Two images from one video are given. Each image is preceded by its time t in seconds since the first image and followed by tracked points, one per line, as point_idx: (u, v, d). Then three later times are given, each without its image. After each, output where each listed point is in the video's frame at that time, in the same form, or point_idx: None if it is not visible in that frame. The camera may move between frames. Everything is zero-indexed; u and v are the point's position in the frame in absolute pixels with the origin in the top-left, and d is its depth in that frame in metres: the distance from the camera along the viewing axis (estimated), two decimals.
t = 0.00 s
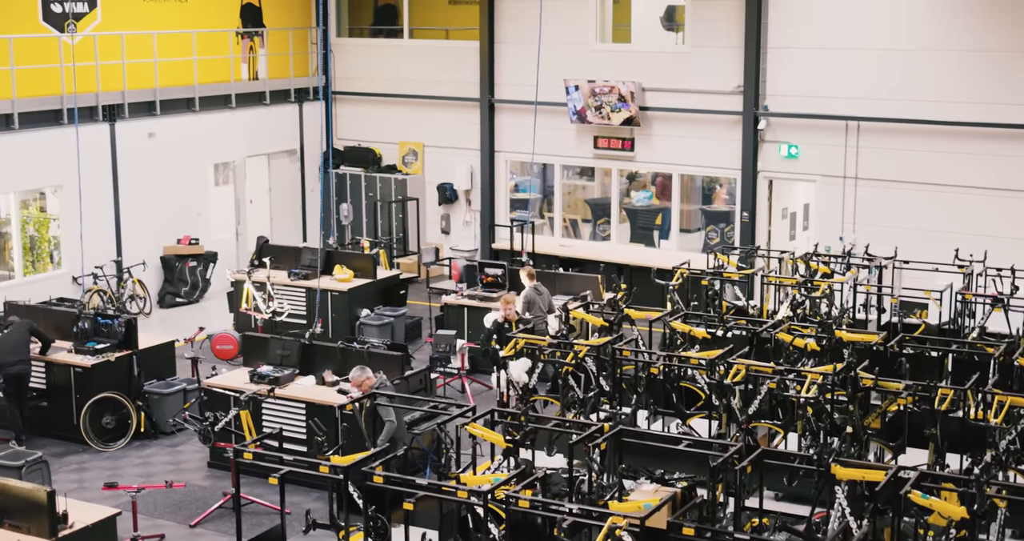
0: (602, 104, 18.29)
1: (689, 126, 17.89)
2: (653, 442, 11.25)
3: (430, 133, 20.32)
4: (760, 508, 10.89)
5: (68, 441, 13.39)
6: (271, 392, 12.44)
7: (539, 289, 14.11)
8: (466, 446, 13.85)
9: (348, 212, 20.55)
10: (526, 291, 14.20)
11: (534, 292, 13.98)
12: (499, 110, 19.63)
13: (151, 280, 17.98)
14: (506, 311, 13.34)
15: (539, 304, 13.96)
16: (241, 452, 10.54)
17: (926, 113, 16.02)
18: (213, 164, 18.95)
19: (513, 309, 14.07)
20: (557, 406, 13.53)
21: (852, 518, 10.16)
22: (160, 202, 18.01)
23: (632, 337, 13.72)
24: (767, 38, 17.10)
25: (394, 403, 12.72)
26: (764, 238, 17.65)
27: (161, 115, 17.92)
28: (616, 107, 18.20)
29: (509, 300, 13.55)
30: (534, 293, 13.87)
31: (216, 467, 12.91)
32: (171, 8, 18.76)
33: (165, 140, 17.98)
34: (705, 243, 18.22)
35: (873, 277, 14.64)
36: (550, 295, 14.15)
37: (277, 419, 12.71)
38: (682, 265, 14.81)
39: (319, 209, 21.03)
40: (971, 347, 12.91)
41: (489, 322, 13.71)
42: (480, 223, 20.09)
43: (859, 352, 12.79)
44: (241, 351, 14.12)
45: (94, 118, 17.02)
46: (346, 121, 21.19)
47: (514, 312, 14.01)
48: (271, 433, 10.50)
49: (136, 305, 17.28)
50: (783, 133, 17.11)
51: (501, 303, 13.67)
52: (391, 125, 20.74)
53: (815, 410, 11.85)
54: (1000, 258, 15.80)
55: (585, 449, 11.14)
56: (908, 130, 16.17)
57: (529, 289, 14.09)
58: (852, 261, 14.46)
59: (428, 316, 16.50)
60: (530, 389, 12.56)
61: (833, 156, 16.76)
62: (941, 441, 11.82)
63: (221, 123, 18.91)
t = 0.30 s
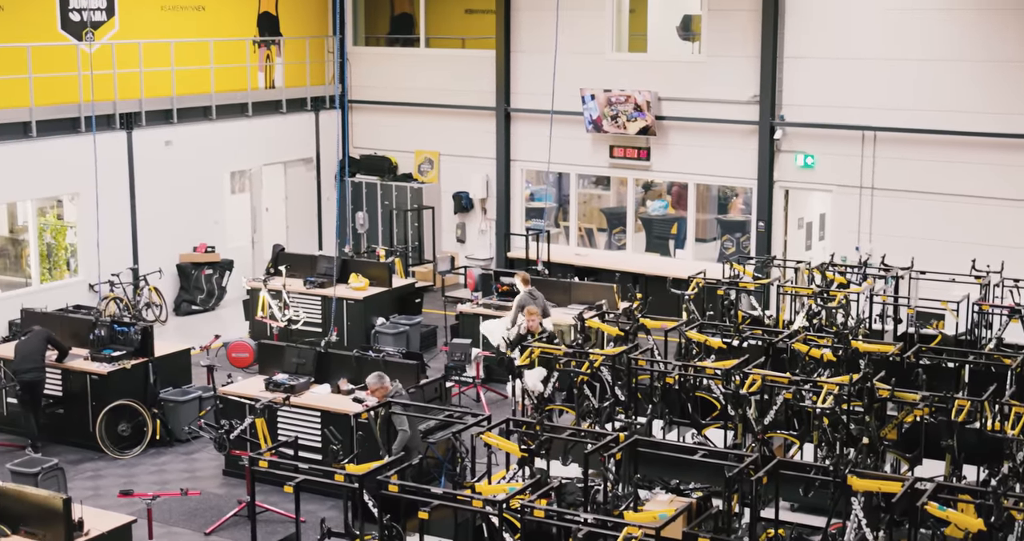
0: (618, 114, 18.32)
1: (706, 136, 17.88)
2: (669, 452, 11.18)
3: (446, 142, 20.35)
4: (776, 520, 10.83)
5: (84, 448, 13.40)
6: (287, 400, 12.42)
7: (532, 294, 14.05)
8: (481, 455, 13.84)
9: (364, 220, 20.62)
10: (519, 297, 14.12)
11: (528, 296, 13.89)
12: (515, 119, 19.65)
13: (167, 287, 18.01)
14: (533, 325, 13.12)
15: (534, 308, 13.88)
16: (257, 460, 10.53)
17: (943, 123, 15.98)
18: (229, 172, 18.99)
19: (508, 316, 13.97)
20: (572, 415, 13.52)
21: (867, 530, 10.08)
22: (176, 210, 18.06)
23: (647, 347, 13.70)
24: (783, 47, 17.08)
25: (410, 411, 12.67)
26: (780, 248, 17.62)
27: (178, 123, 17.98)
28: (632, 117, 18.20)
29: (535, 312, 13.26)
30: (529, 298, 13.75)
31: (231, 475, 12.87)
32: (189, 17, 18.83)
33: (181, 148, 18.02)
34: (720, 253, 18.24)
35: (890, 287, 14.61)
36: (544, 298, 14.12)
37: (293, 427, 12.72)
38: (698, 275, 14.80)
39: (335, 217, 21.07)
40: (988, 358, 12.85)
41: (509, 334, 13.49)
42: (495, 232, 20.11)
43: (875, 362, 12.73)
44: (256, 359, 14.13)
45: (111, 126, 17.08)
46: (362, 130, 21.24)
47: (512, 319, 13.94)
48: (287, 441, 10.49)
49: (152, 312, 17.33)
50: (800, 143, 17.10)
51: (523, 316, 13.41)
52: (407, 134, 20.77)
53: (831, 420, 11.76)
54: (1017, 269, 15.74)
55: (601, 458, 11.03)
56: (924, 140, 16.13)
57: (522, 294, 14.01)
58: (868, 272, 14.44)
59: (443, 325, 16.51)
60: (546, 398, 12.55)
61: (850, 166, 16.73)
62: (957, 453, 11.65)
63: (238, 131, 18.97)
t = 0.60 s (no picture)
0: (634, 122, 18.31)
1: (722, 144, 17.86)
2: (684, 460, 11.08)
3: (462, 150, 20.37)
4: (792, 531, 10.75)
5: (100, 454, 13.43)
6: (302, 407, 12.41)
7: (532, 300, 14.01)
8: (496, 463, 13.83)
9: (379, 227, 20.67)
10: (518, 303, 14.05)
11: (529, 304, 13.78)
12: (531, 127, 19.66)
13: (184, 294, 18.06)
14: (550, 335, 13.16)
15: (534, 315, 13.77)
16: (272, 467, 10.55)
17: (959, 132, 15.94)
18: (245, 179, 19.04)
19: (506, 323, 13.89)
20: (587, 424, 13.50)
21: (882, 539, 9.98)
22: (193, 216, 18.12)
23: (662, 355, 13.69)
24: (800, 56, 17.05)
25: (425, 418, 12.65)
26: (796, 256, 17.57)
27: (195, 130, 18.04)
28: (648, 125, 18.20)
29: (550, 324, 13.40)
30: (530, 307, 13.66)
31: (246, 482, 12.88)
32: (206, 24, 18.90)
33: (198, 155, 18.08)
34: (736, 261, 18.14)
35: (906, 296, 14.57)
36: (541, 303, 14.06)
37: (308, 435, 12.65)
38: (714, 283, 14.79)
39: (351, 224, 21.11)
40: (1005, 368, 12.79)
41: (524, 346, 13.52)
42: (511, 240, 20.11)
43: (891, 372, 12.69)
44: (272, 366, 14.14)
45: (128, 133, 17.15)
46: (378, 137, 21.28)
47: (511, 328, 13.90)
48: (302, 448, 10.51)
49: (168, 319, 17.38)
50: (816, 151, 17.07)
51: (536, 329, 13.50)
52: (422, 141, 20.81)
53: (846, 430, 11.68)
54: None
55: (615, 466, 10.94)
56: (941, 149, 16.09)
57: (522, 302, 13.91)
58: (885, 280, 14.40)
59: (458, 332, 16.54)
60: (561, 406, 12.53)
61: (866, 175, 16.69)
62: (973, 463, 11.60)
63: (254, 139, 19.03)
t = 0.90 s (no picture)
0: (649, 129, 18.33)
1: (737, 151, 17.84)
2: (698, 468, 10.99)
3: (476, 156, 20.39)
4: None
5: (114, 459, 13.45)
6: (316, 412, 12.37)
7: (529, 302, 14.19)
8: (510, 470, 13.83)
9: (393, 233, 20.68)
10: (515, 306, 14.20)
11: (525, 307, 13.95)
12: (545, 133, 19.66)
13: (198, 299, 18.10)
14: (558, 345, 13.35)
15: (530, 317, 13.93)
16: (286, 473, 10.52)
17: (975, 139, 15.89)
18: (259, 185, 19.08)
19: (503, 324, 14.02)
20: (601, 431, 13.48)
21: None
22: (207, 222, 18.17)
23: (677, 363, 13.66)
24: (815, 63, 17.03)
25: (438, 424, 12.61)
26: (811, 264, 17.54)
27: (210, 136, 18.10)
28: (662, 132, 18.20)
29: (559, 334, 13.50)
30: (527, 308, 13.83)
31: (260, 488, 12.88)
32: (221, 30, 18.96)
33: (213, 161, 18.12)
34: (750, 268, 18.13)
35: (921, 305, 14.52)
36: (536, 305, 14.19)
37: (321, 440, 12.68)
38: (728, 290, 14.78)
39: (365, 231, 21.14)
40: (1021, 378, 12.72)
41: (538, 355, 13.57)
42: (524, 246, 20.11)
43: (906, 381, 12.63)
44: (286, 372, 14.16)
45: (144, 139, 17.21)
46: (392, 143, 21.31)
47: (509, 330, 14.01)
48: (316, 454, 10.48)
49: (183, 324, 17.43)
50: (831, 159, 17.04)
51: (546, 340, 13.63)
52: (436, 147, 20.83)
53: (861, 438, 11.61)
54: None
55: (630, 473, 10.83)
56: (956, 156, 16.04)
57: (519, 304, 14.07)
58: (900, 288, 14.36)
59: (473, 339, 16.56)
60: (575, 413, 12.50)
61: (881, 183, 16.66)
62: (989, 472, 11.48)
63: (269, 144, 19.09)
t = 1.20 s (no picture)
0: (662, 136, 18.32)
1: (750, 158, 17.83)
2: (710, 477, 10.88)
3: (489, 162, 20.41)
4: None
5: (128, 464, 13.48)
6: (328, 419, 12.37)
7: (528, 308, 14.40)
8: (522, 476, 13.84)
9: (406, 240, 20.60)
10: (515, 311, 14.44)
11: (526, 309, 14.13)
12: (558, 140, 19.67)
13: (211, 305, 18.13)
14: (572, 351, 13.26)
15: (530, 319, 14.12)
16: (298, 478, 10.54)
17: (989, 147, 15.85)
18: (272, 191, 19.12)
19: (505, 327, 14.21)
20: (613, 438, 13.46)
21: None
22: (221, 226, 18.21)
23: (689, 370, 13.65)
24: (828, 70, 17.02)
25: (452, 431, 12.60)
26: (824, 272, 17.51)
27: (224, 142, 18.15)
28: (675, 138, 18.20)
29: (573, 342, 13.51)
30: (528, 309, 14.02)
31: (272, 493, 12.88)
32: (236, 36, 19.03)
33: (226, 166, 18.17)
34: (763, 276, 18.10)
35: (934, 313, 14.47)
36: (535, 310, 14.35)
37: (334, 447, 12.59)
38: (741, 298, 14.78)
39: (378, 236, 21.17)
40: None
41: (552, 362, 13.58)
42: (537, 253, 20.12)
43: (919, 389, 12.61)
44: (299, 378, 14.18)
45: (158, 144, 17.26)
46: (405, 149, 21.34)
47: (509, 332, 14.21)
48: (329, 459, 10.51)
49: (196, 330, 17.47)
50: (845, 166, 17.01)
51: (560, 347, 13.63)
52: (449, 153, 20.86)
53: (874, 447, 11.51)
54: None
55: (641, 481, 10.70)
56: (970, 164, 16.00)
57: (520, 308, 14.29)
58: (913, 296, 14.33)
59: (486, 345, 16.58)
60: (587, 421, 12.49)
61: (895, 191, 16.62)
62: (1002, 480, 11.45)
63: (283, 150, 19.14)
